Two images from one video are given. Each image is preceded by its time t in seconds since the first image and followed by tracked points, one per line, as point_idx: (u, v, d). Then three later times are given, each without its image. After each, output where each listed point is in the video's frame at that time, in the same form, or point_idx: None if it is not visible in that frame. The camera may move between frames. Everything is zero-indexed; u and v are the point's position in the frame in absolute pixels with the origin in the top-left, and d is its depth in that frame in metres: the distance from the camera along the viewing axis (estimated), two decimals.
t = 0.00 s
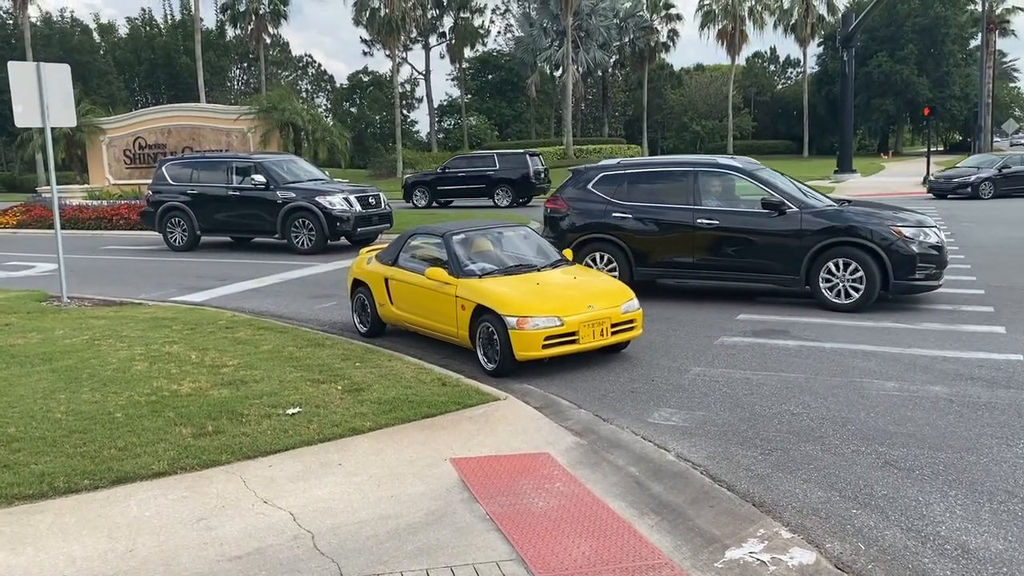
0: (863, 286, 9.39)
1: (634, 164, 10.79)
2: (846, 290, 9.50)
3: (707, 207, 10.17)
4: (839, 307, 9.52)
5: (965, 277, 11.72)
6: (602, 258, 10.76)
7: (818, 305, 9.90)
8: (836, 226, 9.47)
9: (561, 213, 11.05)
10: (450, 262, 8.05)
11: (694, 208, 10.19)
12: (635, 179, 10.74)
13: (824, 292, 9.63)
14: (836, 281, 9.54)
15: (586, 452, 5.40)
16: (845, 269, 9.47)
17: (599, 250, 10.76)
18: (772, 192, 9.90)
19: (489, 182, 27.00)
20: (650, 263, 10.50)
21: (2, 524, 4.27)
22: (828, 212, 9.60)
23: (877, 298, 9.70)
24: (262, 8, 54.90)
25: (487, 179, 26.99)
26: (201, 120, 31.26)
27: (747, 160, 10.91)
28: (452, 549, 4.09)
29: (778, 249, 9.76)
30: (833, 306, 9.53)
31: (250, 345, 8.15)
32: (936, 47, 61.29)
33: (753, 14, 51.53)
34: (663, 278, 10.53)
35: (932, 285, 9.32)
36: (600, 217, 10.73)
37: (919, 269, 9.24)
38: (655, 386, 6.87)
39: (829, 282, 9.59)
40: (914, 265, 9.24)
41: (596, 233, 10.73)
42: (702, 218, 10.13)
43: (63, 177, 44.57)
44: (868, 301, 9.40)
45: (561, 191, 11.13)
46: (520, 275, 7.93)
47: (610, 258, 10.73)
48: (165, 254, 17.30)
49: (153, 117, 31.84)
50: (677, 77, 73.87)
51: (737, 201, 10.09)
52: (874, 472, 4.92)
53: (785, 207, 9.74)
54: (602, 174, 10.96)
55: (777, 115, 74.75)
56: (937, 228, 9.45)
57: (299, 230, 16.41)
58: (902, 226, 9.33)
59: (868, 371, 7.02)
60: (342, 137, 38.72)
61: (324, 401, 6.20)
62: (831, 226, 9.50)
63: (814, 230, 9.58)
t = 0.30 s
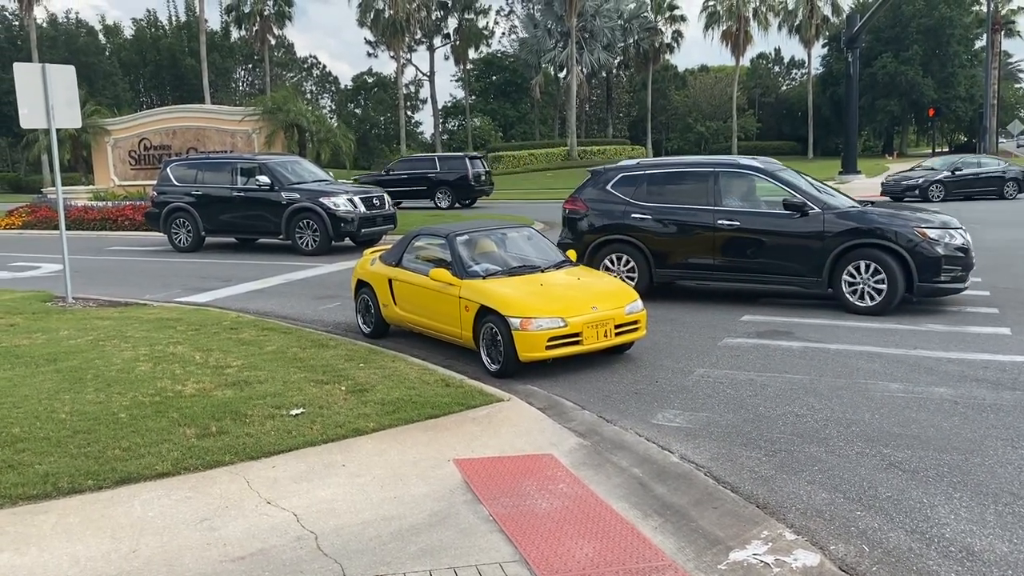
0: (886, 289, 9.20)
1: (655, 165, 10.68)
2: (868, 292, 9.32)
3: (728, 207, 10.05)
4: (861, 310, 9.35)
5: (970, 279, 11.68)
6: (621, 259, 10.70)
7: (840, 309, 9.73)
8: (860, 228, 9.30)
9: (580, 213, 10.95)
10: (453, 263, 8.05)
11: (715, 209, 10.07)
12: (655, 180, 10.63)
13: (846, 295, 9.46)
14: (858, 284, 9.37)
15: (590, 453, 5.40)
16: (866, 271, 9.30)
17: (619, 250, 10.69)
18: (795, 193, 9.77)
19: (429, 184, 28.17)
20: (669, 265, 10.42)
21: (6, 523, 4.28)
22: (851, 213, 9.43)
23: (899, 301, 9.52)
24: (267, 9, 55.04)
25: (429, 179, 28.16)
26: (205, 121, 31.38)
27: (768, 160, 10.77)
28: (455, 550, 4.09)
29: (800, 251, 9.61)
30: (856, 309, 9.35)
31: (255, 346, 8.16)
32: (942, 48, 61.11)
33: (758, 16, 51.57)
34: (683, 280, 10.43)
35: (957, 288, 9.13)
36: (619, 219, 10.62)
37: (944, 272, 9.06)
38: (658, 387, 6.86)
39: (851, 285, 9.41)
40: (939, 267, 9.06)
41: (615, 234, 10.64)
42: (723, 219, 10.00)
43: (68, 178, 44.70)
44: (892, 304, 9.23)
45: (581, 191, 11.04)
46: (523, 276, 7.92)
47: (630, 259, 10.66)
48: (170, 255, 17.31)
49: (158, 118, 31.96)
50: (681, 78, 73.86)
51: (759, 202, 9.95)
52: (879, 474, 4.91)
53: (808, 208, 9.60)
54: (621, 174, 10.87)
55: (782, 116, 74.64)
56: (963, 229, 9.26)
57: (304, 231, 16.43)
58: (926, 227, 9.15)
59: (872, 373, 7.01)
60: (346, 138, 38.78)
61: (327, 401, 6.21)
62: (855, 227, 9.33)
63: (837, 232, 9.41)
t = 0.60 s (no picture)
0: (907, 290, 9.07)
1: (675, 165, 10.53)
2: (889, 295, 9.21)
3: (748, 209, 9.91)
4: (882, 312, 9.24)
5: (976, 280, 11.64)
6: (639, 261, 10.56)
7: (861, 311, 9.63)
8: (881, 229, 9.18)
9: (598, 215, 10.80)
10: (458, 264, 8.06)
11: (734, 210, 9.95)
12: (674, 181, 10.51)
13: (867, 297, 9.35)
14: (879, 286, 9.26)
15: (594, 454, 5.39)
16: (888, 274, 9.18)
17: (637, 252, 10.55)
18: (815, 194, 9.65)
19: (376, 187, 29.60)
20: (688, 267, 10.28)
21: (11, 523, 4.30)
22: (873, 215, 9.30)
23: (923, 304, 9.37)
24: (273, 10, 55.17)
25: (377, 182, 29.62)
26: (212, 122, 31.49)
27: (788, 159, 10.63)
28: (458, 550, 4.09)
29: (821, 252, 9.49)
30: (877, 312, 9.25)
31: (259, 346, 8.18)
32: (947, 49, 60.98)
33: (764, 16, 51.51)
34: (701, 282, 10.29)
35: (982, 291, 8.94)
36: (637, 220, 10.47)
37: (968, 274, 8.87)
38: (663, 388, 6.87)
39: (873, 287, 9.30)
40: (962, 270, 8.88)
41: (633, 236, 10.50)
42: (742, 220, 9.88)
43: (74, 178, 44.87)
44: (913, 307, 9.10)
45: (598, 192, 10.89)
46: (528, 277, 7.93)
47: (648, 261, 10.51)
48: (175, 256, 17.35)
49: (163, 119, 32.09)
50: (686, 79, 73.86)
51: (780, 203, 9.82)
52: (883, 475, 4.90)
53: (828, 209, 9.50)
54: (639, 174, 10.74)
55: (787, 117, 74.53)
56: (988, 231, 9.07)
57: (309, 232, 16.46)
58: (950, 229, 8.97)
59: (877, 374, 7.00)
60: (352, 139, 38.81)
61: (331, 402, 6.22)
62: (878, 229, 9.20)
63: (858, 234, 9.30)
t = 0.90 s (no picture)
0: (928, 294, 8.86)
1: (693, 166, 10.43)
2: (910, 298, 8.98)
3: (767, 210, 9.77)
4: (902, 315, 9.02)
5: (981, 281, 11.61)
6: (656, 262, 10.45)
7: (880, 314, 9.43)
8: (901, 231, 8.97)
9: (614, 215, 10.71)
10: (461, 264, 8.07)
11: (752, 211, 9.82)
12: (691, 182, 10.40)
13: (887, 300, 9.13)
14: (899, 289, 9.04)
15: (597, 456, 5.39)
16: (908, 276, 8.97)
17: (652, 253, 10.46)
18: (834, 195, 9.47)
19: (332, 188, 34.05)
20: (705, 268, 10.16)
21: (16, 523, 4.32)
22: (893, 216, 9.10)
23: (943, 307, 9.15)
24: (277, 11, 55.28)
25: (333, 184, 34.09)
26: (216, 123, 31.60)
27: (808, 161, 10.47)
28: (462, 551, 4.09)
29: (840, 254, 9.30)
30: (896, 315, 9.04)
31: (263, 347, 8.21)
32: (953, 49, 60.78)
33: (769, 17, 51.52)
34: (719, 283, 10.16)
35: (1005, 294, 8.71)
36: (654, 221, 10.36)
37: (990, 277, 8.64)
38: (667, 389, 6.85)
39: (892, 289, 9.09)
40: (984, 272, 8.65)
41: (650, 237, 10.41)
42: (760, 221, 9.75)
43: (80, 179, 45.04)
44: (934, 310, 8.88)
45: (615, 193, 10.80)
46: (530, 277, 7.94)
47: (665, 261, 10.41)
48: (180, 256, 17.39)
49: (168, 119, 32.19)
50: (690, 79, 73.83)
51: (799, 205, 9.66)
52: (886, 476, 4.90)
53: (847, 211, 9.29)
54: (657, 175, 10.64)
55: (792, 117, 74.42)
56: (1010, 232, 8.84)
57: (313, 233, 16.48)
58: (972, 231, 8.75)
59: (880, 375, 6.99)
60: (357, 139, 38.89)
61: (335, 402, 6.23)
62: (898, 230, 8.99)
63: (877, 235, 9.09)
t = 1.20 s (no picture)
0: (943, 296, 8.68)
1: (706, 166, 10.38)
2: (926, 300, 8.82)
3: (780, 210, 9.67)
4: (917, 317, 8.86)
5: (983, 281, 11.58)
6: (667, 262, 10.40)
7: (894, 316, 9.28)
8: (916, 232, 8.79)
9: (627, 215, 10.68)
10: (463, 264, 8.07)
11: (765, 212, 9.73)
12: (705, 182, 10.34)
13: (903, 302, 8.97)
14: (915, 291, 8.88)
15: (597, 456, 5.39)
16: (924, 277, 8.80)
17: (664, 254, 10.41)
18: (848, 196, 9.33)
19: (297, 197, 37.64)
20: (717, 268, 10.08)
21: (17, 521, 4.32)
22: (909, 216, 8.92)
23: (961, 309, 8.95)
24: (280, 11, 55.27)
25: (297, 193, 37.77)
26: (219, 122, 31.65)
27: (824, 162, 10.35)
28: (461, 551, 4.10)
29: (855, 255, 9.16)
30: (911, 317, 8.88)
31: (264, 346, 8.21)
32: (955, 50, 60.77)
33: (771, 17, 51.51)
34: (731, 284, 10.08)
35: None
36: (667, 221, 10.31)
37: (1007, 279, 8.42)
38: (667, 390, 6.85)
39: (908, 292, 8.93)
40: (1002, 275, 8.43)
41: (662, 236, 10.36)
42: (773, 222, 9.66)
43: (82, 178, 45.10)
44: (950, 313, 8.70)
45: (628, 193, 10.79)
46: (531, 277, 7.95)
47: (677, 261, 10.34)
48: (182, 255, 17.39)
49: (170, 118, 32.24)
50: (692, 79, 73.85)
51: (814, 205, 9.54)
52: (886, 477, 4.89)
53: (862, 212, 9.15)
54: (670, 175, 10.60)
55: (794, 118, 74.40)
56: None
57: (315, 232, 16.49)
58: (989, 233, 8.54)
59: (881, 376, 6.99)
60: (359, 139, 38.93)
61: (336, 402, 6.23)
62: (913, 231, 8.81)
63: (892, 237, 8.93)
